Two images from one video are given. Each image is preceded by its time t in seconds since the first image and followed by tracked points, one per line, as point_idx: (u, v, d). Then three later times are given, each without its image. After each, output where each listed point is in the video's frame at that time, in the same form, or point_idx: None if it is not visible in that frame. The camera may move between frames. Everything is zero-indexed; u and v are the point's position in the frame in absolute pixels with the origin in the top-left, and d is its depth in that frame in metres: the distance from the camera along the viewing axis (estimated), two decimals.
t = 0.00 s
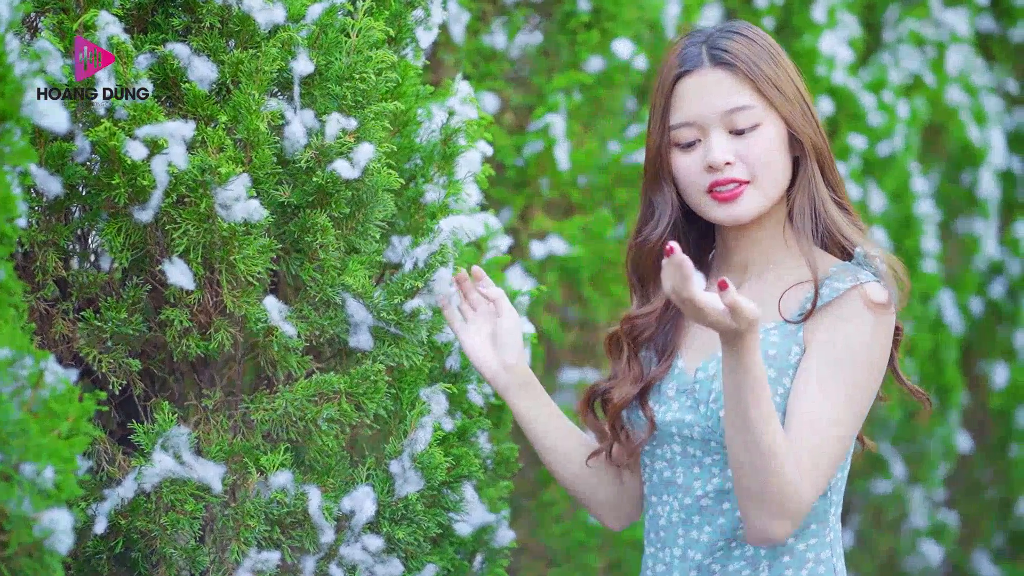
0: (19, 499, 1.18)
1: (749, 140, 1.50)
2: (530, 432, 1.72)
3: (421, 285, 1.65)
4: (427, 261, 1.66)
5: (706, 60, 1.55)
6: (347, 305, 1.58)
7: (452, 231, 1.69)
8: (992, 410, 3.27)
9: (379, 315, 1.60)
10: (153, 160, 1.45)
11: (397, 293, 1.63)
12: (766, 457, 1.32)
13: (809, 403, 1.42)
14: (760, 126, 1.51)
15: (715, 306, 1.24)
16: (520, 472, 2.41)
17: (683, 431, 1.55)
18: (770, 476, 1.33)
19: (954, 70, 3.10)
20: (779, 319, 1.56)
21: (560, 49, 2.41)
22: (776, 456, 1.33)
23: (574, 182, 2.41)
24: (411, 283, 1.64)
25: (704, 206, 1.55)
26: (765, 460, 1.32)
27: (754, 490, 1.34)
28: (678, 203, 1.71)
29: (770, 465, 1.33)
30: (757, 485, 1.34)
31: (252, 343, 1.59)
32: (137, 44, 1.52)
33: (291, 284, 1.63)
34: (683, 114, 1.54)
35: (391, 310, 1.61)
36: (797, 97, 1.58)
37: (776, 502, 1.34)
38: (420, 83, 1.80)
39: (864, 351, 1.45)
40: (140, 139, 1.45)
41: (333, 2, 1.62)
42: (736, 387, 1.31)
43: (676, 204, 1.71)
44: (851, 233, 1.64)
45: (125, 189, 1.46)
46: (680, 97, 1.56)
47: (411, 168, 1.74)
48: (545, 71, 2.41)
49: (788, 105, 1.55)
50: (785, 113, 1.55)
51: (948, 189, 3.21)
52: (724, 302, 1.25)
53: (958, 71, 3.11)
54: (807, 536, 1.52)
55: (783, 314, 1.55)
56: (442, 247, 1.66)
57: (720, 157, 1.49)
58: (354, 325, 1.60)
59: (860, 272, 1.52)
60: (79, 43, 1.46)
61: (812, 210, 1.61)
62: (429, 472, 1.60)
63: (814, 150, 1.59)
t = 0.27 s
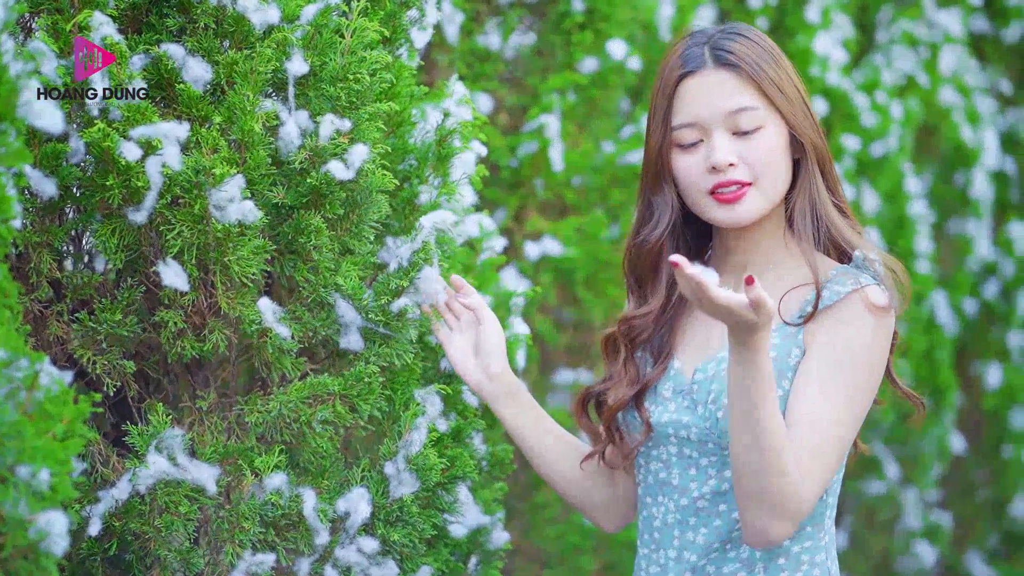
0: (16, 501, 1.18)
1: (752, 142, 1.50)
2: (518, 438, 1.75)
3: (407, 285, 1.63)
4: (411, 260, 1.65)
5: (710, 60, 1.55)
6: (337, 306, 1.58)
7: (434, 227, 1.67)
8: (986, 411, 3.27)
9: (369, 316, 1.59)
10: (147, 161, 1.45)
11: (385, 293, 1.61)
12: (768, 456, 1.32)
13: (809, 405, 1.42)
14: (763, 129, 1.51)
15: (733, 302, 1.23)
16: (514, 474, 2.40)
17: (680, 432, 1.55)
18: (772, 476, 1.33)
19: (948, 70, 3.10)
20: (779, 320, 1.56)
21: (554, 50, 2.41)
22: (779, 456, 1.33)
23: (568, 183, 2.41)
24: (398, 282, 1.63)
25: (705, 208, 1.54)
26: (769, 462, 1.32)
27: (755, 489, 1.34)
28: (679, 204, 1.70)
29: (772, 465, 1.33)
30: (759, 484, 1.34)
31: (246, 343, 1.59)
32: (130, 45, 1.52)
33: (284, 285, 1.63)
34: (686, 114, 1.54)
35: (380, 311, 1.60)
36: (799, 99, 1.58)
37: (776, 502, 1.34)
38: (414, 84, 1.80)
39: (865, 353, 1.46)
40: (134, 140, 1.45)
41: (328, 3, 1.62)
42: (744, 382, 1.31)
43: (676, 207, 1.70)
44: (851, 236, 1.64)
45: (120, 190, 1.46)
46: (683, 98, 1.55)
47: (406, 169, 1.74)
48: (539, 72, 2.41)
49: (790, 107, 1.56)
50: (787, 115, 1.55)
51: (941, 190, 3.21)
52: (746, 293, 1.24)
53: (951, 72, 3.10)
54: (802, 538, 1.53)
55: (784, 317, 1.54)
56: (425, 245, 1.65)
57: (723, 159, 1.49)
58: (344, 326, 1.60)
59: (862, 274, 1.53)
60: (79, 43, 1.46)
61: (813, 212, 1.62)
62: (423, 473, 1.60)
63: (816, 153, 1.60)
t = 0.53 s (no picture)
0: (12, 505, 1.18)
1: (754, 144, 1.50)
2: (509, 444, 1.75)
3: (403, 288, 1.62)
4: (407, 263, 1.64)
5: (710, 62, 1.55)
6: (333, 310, 1.58)
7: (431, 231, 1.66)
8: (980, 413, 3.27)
9: (363, 320, 1.58)
10: (143, 164, 1.45)
11: (380, 297, 1.60)
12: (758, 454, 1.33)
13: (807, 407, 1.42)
14: (764, 131, 1.51)
15: (756, 284, 1.22)
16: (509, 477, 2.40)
17: (676, 437, 1.55)
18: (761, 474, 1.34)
19: (942, 73, 3.10)
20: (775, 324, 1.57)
21: (549, 52, 2.41)
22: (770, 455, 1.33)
23: (564, 186, 2.40)
24: (394, 286, 1.61)
25: (705, 210, 1.54)
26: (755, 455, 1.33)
27: (745, 488, 1.35)
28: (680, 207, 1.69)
29: (763, 464, 1.33)
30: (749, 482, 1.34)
31: (242, 347, 1.58)
32: (125, 47, 1.51)
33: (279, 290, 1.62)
34: (687, 116, 1.54)
35: (375, 315, 1.58)
36: (800, 103, 1.59)
37: (765, 501, 1.35)
38: (409, 86, 1.79)
39: (862, 358, 1.46)
40: (129, 143, 1.45)
41: (323, 5, 1.62)
42: (742, 379, 1.31)
43: (679, 210, 1.68)
44: (849, 240, 1.64)
45: (115, 194, 1.46)
46: (683, 100, 1.55)
47: (400, 172, 1.74)
48: (535, 74, 2.41)
49: (791, 111, 1.56)
50: (788, 118, 1.55)
51: (935, 193, 3.21)
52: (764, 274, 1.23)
53: (946, 74, 3.10)
54: (798, 543, 1.53)
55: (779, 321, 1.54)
56: (422, 249, 1.64)
57: (725, 160, 1.49)
58: (339, 330, 1.59)
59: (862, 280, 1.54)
60: (80, 44, 1.45)
61: (813, 218, 1.62)
62: (419, 477, 1.59)
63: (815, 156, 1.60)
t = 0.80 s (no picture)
0: (11, 511, 1.18)
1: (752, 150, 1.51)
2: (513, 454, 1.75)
3: (400, 293, 1.61)
4: (404, 268, 1.63)
5: (711, 68, 1.55)
6: (331, 315, 1.57)
7: (428, 236, 1.67)
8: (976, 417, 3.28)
9: (360, 325, 1.58)
10: (140, 169, 1.45)
11: (377, 302, 1.59)
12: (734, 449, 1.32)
13: (795, 412, 1.42)
14: (762, 137, 1.52)
15: (766, 265, 1.23)
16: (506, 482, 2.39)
17: (671, 445, 1.55)
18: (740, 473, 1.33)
19: (937, 77, 3.10)
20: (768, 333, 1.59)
21: (546, 57, 2.41)
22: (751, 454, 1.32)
23: (560, 190, 2.40)
24: (391, 291, 1.60)
25: (703, 216, 1.54)
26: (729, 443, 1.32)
27: (719, 484, 1.34)
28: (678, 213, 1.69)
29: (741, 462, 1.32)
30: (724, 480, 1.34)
31: (239, 352, 1.58)
32: (123, 51, 1.51)
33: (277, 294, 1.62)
34: (685, 121, 1.54)
35: (372, 320, 1.58)
36: (799, 109, 1.59)
37: (740, 500, 1.34)
38: (407, 91, 1.79)
39: (853, 367, 1.46)
40: (126, 147, 1.45)
41: (321, 9, 1.62)
42: (726, 370, 1.31)
43: (676, 214, 1.69)
44: (845, 249, 1.64)
45: (112, 199, 1.46)
46: (683, 105, 1.55)
47: (398, 176, 1.73)
48: (532, 78, 2.41)
49: (790, 118, 1.56)
50: (786, 126, 1.55)
51: (930, 197, 3.22)
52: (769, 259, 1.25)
53: (941, 78, 3.11)
54: (795, 550, 1.53)
55: (770, 328, 1.58)
56: (419, 254, 1.64)
57: (723, 166, 1.49)
58: (337, 335, 1.59)
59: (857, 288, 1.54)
60: (80, 44, 1.46)
61: (809, 226, 1.62)
62: (417, 482, 1.60)
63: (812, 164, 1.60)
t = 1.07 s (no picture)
0: (10, 512, 1.18)
1: (753, 153, 1.50)
2: (519, 463, 1.77)
3: (403, 294, 1.61)
4: (408, 269, 1.64)
5: (710, 72, 1.56)
6: (332, 315, 1.57)
7: (431, 237, 1.66)
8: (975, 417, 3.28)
9: (363, 325, 1.58)
10: (141, 170, 1.45)
11: (380, 303, 1.59)
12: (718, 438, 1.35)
13: (790, 414, 1.42)
14: (763, 141, 1.51)
15: (757, 249, 1.29)
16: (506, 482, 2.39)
17: (672, 451, 1.56)
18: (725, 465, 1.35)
19: (936, 77, 3.11)
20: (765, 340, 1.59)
21: (545, 57, 2.40)
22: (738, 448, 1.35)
23: (560, 190, 2.40)
24: (394, 291, 1.60)
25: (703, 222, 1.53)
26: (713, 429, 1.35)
27: (705, 474, 1.37)
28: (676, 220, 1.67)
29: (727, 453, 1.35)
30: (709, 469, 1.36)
31: (239, 352, 1.58)
32: (123, 52, 1.51)
33: (276, 296, 1.64)
34: (686, 124, 1.54)
35: (375, 321, 1.58)
36: (799, 115, 1.60)
37: (724, 489, 1.36)
38: (407, 92, 1.79)
39: (850, 372, 1.46)
40: (126, 148, 1.45)
41: (321, 10, 1.62)
42: (716, 360, 1.36)
43: (674, 219, 1.67)
44: (846, 258, 1.63)
45: (112, 200, 1.45)
46: (683, 109, 1.55)
47: (399, 177, 1.73)
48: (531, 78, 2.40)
49: (791, 123, 1.57)
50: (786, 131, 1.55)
51: (928, 197, 3.23)
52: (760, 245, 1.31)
53: (939, 78, 3.11)
54: (796, 553, 1.53)
55: (768, 336, 1.57)
56: (422, 255, 1.64)
57: (724, 168, 1.48)
58: (339, 336, 1.59)
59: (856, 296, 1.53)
60: (80, 44, 1.46)
61: (809, 231, 1.61)
62: (418, 483, 1.59)
63: (812, 171, 1.60)
